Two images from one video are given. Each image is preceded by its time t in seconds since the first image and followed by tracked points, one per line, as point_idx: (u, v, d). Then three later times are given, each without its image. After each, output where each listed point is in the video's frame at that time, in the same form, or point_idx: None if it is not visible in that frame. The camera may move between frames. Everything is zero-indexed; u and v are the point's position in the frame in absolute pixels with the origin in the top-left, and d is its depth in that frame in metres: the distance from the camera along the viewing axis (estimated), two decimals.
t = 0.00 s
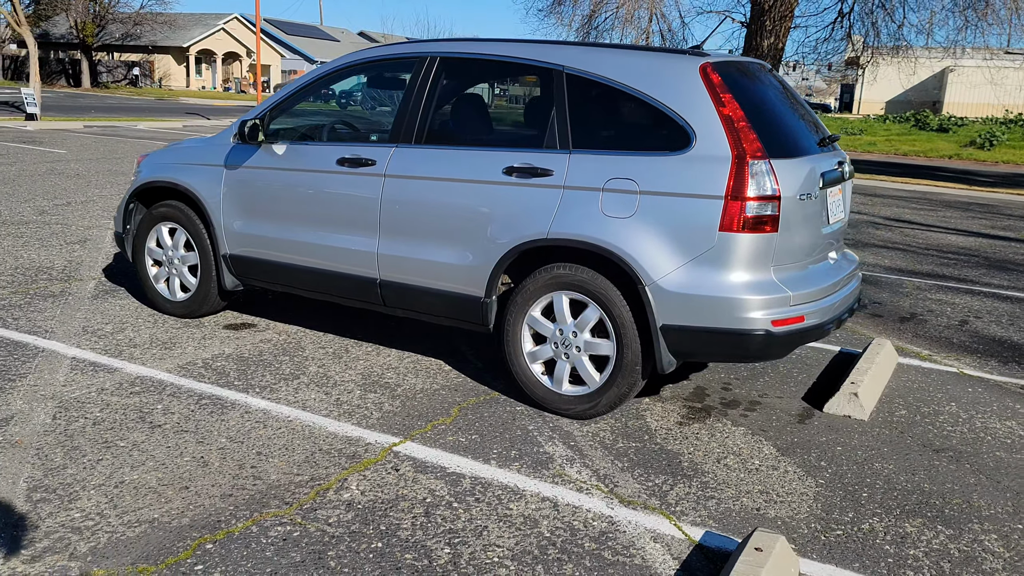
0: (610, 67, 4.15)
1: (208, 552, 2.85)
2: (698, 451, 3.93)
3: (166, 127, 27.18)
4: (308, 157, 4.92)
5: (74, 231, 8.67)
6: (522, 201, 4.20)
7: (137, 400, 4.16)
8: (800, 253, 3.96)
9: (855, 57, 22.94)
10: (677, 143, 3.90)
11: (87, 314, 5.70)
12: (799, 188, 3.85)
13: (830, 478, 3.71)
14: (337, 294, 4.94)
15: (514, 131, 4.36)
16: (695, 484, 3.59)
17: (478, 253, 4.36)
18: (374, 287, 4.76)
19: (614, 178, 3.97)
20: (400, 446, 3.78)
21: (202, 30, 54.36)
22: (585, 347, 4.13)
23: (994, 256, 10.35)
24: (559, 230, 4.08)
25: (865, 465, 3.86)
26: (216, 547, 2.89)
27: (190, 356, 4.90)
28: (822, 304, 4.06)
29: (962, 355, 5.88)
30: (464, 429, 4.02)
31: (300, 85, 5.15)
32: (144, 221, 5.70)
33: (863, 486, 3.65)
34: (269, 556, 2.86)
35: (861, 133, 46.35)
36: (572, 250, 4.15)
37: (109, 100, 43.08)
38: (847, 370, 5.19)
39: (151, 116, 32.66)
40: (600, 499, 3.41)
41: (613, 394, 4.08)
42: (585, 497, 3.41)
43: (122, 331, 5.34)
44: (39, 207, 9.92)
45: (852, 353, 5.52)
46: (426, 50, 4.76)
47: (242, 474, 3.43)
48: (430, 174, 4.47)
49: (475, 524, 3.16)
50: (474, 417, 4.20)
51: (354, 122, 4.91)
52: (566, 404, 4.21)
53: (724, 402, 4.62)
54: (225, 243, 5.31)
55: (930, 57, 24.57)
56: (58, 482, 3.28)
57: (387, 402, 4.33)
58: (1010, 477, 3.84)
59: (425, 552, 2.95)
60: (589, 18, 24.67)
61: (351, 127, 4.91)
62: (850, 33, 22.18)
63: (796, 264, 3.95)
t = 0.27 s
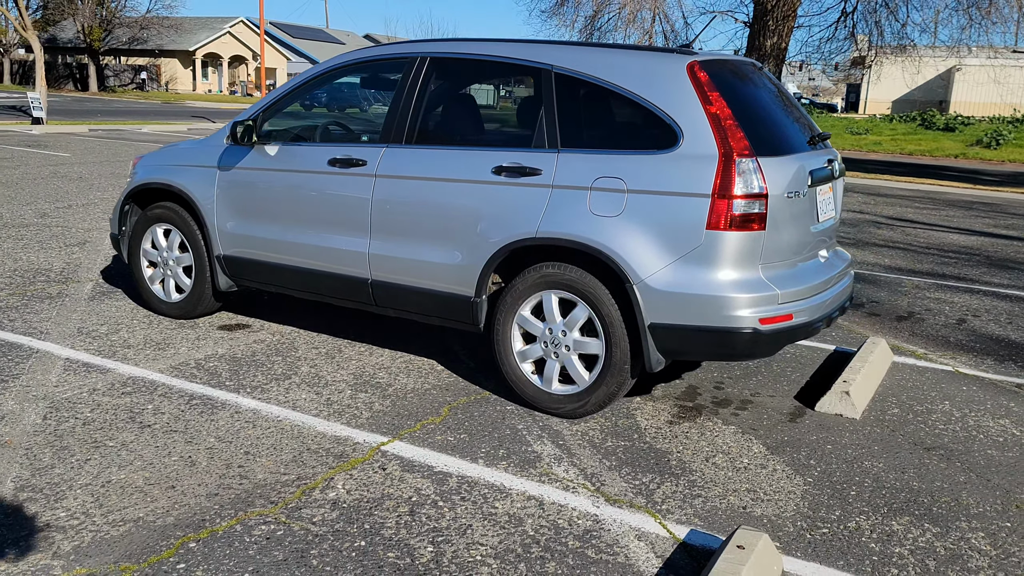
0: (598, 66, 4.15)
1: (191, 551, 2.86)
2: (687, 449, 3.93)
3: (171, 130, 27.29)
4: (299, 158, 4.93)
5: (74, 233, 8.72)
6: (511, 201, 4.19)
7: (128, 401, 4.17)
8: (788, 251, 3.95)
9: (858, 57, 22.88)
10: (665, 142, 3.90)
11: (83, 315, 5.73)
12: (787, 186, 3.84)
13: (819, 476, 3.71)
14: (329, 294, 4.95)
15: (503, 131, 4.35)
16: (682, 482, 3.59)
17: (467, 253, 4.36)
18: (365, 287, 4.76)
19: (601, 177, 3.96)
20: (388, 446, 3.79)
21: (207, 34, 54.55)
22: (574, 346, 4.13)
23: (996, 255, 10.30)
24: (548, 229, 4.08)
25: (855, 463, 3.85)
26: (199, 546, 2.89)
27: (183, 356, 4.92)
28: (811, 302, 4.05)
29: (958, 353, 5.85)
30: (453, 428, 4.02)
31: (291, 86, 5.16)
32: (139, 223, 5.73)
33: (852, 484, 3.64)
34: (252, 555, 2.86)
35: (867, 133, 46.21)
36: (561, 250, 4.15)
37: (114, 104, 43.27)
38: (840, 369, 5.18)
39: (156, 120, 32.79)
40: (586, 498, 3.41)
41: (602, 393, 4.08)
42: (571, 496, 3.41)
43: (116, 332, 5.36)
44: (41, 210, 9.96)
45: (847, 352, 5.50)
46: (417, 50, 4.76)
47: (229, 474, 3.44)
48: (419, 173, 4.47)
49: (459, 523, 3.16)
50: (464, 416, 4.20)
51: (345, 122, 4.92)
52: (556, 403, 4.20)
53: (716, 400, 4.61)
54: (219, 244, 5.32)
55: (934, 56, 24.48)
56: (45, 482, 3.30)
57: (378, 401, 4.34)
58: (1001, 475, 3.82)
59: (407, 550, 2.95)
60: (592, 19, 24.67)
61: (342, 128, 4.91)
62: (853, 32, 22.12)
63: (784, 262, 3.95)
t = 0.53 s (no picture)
0: (586, 66, 4.14)
1: (172, 553, 2.86)
2: (677, 450, 3.90)
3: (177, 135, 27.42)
4: (291, 160, 4.94)
5: (75, 237, 8.75)
6: (500, 201, 4.19)
7: (118, 403, 4.18)
8: (778, 250, 3.93)
9: (864, 56, 22.78)
10: (652, 141, 3.89)
11: (79, 319, 5.75)
12: (776, 185, 3.82)
13: (809, 476, 3.68)
14: (321, 296, 4.95)
15: (492, 131, 4.35)
16: (671, 483, 3.57)
17: (457, 254, 4.35)
18: (356, 289, 4.76)
19: (589, 176, 3.95)
20: (376, 447, 3.78)
21: (215, 40, 54.79)
22: (564, 346, 4.12)
23: (999, 254, 10.23)
24: (536, 230, 4.06)
25: (846, 463, 3.82)
26: (180, 548, 2.89)
27: (176, 359, 4.92)
28: (801, 301, 4.03)
29: (957, 352, 5.81)
30: (442, 430, 4.01)
31: (283, 89, 5.17)
32: (134, 227, 5.74)
33: (842, 484, 3.61)
34: (233, 557, 2.86)
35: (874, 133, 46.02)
36: (550, 250, 4.14)
37: (122, 109, 43.49)
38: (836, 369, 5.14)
39: (163, 125, 32.93)
40: (573, 498, 3.39)
41: (592, 394, 4.06)
42: (558, 497, 3.40)
43: (111, 336, 5.37)
44: (43, 215, 10.01)
45: (844, 351, 5.46)
46: (407, 52, 4.76)
47: (215, 476, 3.43)
48: (409, 174, 4.47)
49: (443, 524, 3.15)
50: (454, 417, 4.19)
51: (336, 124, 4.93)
52: (546, 404, 4.19)
53: (708, 401, 4.58)
54: (212, 247, 5.33)
55: (940, 55, 24.36)
56: (31, 484, 3.30)
57: (368, 403, 4.33)
58: (994, 474, 3.78)
59: (390, 552, 2.94)
60: (596, 21, 24.65)
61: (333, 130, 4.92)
62: (858, 32, 22.03)
63: (774, 260, 3.93)
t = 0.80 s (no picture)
0: (573, 65, 4.12)
1: (147, 555, 2.84)
2: (663, 452, 3.87)
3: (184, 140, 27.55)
4: (281, 162, 4.93)
5: (76, 241, 8.79)
6: (486, 202, 4.17)
7: (105, 406, 4.18)
8: (766, 250, 3.89)
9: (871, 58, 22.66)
10: (638, 141, 3.86)
11: (73, 322, 5.76)
12: (762, 185, 3.79)
13: (796, 479, 3.64)
14: (311, 298, 4.94)
15: (479, 132, 4.33)
16: (655, 485, 3.53)
17: (444, 255, 4.33)
18: (345, 291, 4.74)
19: (575, 177, 3.93)
20: (360, 449, 3.75)
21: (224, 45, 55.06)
22: (551, 348, 4.09)
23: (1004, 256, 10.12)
24: (523, 231, 4.04)
25: (835, 466, 3.78)
26: (156, 550, 2.88)
27: (167, 361, 4.92)
28: (790, 302, 3.99)
29: (955, 354, 5.74)
30: (428, 432, 3.99)
31: (274, 91, 5.17)
32: (128, 230, 5.75)
33: (829, 487, 3.56)
34: (208, 559, 2.84)
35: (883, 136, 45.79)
36: (537, 251, 4.11)
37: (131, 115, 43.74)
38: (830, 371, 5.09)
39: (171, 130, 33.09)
40: (555, 501, 3.36)
41: (579, 396, 4.03)
42: (540, 499, 3.37)
43: (104, 338, 5.37)
44: (45, 219, 10.05)
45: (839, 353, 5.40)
46: (396, 53, 4.75)
47: (196, 478, 3.42)
48: (396, 176, 4.46)
49: (422, 527, 3.12)
50: (441, 420, 4.16)
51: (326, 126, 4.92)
52: (534, 406, 4.16)
53: (699, 403, 4.54)
54: (204, 249, 5.33)
55: (948, 57, 24.21)
56: (11, 486, 3.30)
57: (356, 405, 4.31)
58: (985, 477, 3.73)
59: (366, 554, 2.91)
60: (602, 24, 24.63)
61: (323, 132, 4.91)
62: (865, 33, 21.92)
63: (761, 261, 3.89)
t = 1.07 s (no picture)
0: (563, 66, 4.09)
1: (128, 560, 2.84)
2: (654, 455, 3.83)
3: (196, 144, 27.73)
4: (275, 165, 4.94)
5: (82, 245, 8.85)
6: (476, 204, 4.15)
7: (98, 409, 4.19)
8: (757, 251, 3.85)
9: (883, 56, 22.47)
10: (627, 141, 3.83)
11: (73, 325, 5.79)
12: (753, 184, 3.75)
13: (787, 482, 3.59)
14: (305, 301, 4.94)
15: (470, 133, 4.31)
16: (644, 489, 3.50)
17: (435, 258, 4.31)
18: (337, 294, 4.74)
19: (564, 178, 3.90)
20: (349, 453, 3.74)
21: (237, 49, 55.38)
22: (541, 350, 4.06)
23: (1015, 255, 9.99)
24: (512, 232, 4.02)
25: (828, 469, 3.73)
26: (137, 555, 2.88)
27: (162, 365, 4.93)
28: (783, 303, 3.94)
29: (958, 355, 5.66)
30: (418, 435, 3.97)
31: (269, 94, 5.17)
32: (126, 233, 5.77)
33: (821, 491, 3.52)
34: (189, 563, 2.84)
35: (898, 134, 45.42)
36: (527, 253, 4.09)
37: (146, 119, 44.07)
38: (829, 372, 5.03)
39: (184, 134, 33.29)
40: (541, 505, 3.33)
41: (570, 399, 4.00)
42: (526, 503, 3.34)
43: (102, 342, 5.40)
44: (53, 223, 10.13)
45: (839, 354, 5.34)
46: (388, 55, 4.74)
47: (182, 482, 3.42)
48: (387, 178, 4.44)
49: (406, 531, 3.10)
50: (432, 422, 4.15)
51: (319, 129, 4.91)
52: (525, 409, 4.14)
53: (694, 405, 4.50)
54: (201, 253, 5.34)
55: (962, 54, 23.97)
56: None
57: (347, 408, 4.30)
58: (981, 480, 3.67)
59: (347, 559, 2.90)
60: (611, 24, 24.58)
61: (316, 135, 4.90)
62: (877, 31, 21.74)
63: (752, 261, 3.85)
